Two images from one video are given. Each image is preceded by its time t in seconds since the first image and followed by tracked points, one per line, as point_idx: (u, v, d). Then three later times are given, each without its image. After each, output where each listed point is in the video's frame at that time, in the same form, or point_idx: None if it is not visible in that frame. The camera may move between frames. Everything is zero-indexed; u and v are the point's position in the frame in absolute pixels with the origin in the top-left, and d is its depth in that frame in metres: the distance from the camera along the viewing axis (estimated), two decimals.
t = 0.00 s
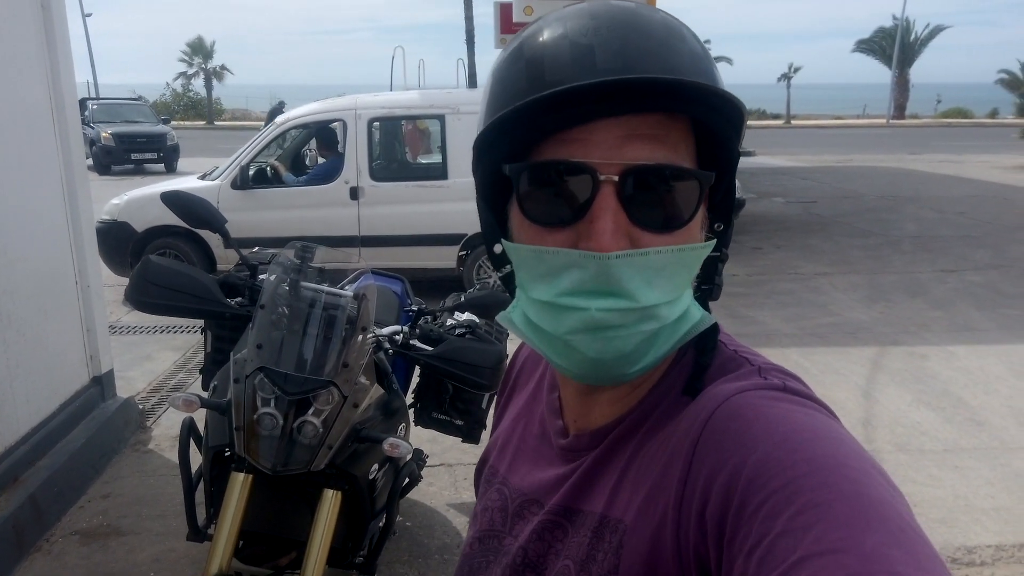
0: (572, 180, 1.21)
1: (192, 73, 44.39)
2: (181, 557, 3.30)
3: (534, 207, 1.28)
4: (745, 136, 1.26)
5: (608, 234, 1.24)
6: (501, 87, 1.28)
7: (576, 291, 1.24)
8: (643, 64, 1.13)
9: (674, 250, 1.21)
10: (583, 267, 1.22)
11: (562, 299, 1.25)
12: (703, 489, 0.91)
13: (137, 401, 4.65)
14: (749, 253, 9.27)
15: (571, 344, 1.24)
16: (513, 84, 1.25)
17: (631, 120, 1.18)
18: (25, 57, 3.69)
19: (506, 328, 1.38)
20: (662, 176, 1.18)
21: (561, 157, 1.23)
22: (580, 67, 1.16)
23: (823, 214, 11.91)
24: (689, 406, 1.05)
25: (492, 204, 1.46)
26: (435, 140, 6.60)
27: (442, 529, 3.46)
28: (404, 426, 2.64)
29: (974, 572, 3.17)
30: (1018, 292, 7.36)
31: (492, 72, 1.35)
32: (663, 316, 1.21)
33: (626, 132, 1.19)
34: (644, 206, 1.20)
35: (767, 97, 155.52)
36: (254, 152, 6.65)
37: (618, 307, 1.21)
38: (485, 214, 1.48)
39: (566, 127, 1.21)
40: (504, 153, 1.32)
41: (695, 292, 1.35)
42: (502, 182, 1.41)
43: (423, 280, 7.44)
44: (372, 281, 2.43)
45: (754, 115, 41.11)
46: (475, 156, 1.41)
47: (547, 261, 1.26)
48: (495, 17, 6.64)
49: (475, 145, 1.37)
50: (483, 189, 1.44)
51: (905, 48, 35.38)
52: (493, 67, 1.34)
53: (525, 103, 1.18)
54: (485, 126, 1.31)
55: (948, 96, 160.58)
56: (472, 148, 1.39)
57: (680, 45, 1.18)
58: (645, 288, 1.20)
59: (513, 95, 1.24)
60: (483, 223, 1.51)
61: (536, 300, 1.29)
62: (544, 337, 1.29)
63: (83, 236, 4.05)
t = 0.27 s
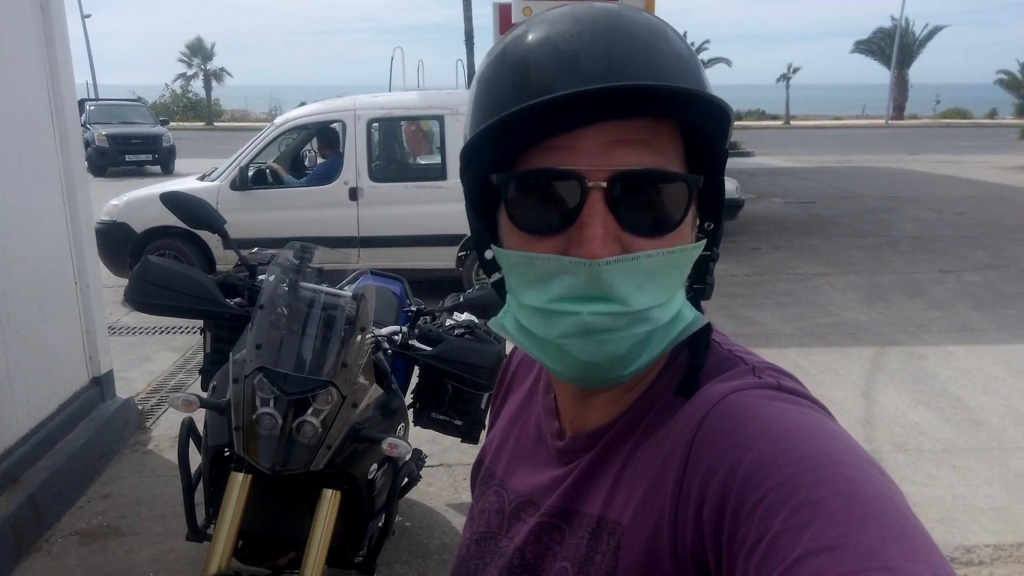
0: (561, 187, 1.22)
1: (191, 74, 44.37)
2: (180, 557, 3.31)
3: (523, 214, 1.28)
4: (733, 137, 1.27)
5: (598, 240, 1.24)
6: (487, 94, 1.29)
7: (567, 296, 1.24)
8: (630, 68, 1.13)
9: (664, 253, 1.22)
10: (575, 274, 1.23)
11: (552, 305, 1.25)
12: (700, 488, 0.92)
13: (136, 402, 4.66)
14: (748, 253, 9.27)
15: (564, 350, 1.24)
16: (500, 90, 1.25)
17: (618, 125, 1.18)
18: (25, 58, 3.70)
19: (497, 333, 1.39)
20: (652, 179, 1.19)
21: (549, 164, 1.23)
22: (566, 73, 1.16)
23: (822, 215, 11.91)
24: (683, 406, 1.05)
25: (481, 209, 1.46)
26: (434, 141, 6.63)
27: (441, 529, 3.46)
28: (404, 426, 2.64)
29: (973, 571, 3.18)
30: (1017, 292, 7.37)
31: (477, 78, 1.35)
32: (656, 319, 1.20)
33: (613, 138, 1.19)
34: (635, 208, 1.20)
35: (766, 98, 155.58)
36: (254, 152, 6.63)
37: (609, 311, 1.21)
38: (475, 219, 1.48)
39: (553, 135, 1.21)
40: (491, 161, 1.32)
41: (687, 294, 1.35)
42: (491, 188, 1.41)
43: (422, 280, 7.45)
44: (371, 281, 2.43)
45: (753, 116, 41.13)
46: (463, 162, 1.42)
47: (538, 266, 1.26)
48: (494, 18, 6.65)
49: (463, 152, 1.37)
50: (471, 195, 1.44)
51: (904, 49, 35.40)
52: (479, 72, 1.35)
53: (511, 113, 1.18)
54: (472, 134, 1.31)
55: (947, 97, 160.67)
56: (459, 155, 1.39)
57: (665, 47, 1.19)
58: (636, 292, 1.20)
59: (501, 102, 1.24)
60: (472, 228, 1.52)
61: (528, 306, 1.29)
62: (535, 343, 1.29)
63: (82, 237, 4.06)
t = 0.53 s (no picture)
0: (553, 188, 1.22)
1: (191, 74, 44.35)
2: (179, 557, 3.31)
3: (516, 215, 1.29)
4: (727, 138, 1.27)
5: (587, 243, 1.25)
6: (481, 95, 1.29)
7: (558, 299, 1.24)
8: (622, 70, 1.14)
9: (654, 254, 1.21)
10: (566, 275, 1.23)
11: (544, 307, 1.25)
12: (694, 487, 0.92)
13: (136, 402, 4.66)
14: (748, 253, 9.27)
15: (555, 351, 1.25)
16: (495, 90, 1.26)
17: (610, 127, 1.18)
18: (24, 57, 3.70)
19: (491, 333, 1.39)
20: (644, 180, 1.19)
21: (540, 166, 1.24)
22: (559, 74, 1.16)
23: (822, 215, 11.91)
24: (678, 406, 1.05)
25: (477, 209, 1.46)
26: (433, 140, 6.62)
27: (440, 529, 3.47)
28: (403, 425, 2.64)
29: (971, 571, 3.18)
30: (1016, 292, 7.37)
31: (471, 78, 1.36)
32: (646, 321, 1.21)
33: (604, 140, 1.19)
34: (627, 209, 1.20)
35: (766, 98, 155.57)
36: (253, 152, 6.63)
37: (599, 313, 1.21)
38: (470, 219, 1.49)
39: (546, 136, 1.21)
40: (484, 161, 1.33)
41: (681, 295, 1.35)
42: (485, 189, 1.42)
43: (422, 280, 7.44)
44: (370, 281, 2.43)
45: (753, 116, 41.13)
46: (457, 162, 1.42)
47: (528, 269, 1.26)
48: (494, 18, 6.65)
49: (456, 153, 1.38)
50: (466, 194, 1.45)
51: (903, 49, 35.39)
52: (473, 73, 1.35)
53: (503, 114, 1.19)
54: (465, 135, 1.32)
55: (947, 97, 160.70)
56: (453, 156, 1.40)
57: (658, 47, 1.19)
58: (626, 294, 1.20)
59: (495, 102, 1.24)
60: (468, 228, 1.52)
61: (519, 307, 1.29)
62: (529, 343, 1.29)
63: (81, 236, 4.06)
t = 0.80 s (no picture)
0: (554, 185, 1.22)
1: (190, 74, 44.34)
2: (179, 556, 3.31)
3: (516, 212, 1.29)
4: (728, 135, 1.27)
5: (589, 239, 1.24)
6: (481, 91, 1.29)
7: (560, 296, 1.24)
8: (623, 67, 1.14)
9: (655, 251, 1.21)
10: (566, 271, 1.22)
11: (545, 305, 1.25)
12: (695, 482, 0.92)
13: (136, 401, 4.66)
14: (748, 253, 9.26)
15: (556, 349, 1.25)
16: (495, 87, 1.26)
17: (611, 124, 1.18)
18: (24, 57, 3.70)
19: (492, 330, 1.39)
20: (645, 176, 1.20)
21: (540, 163, 1.24)
22: (559, 71, 1.16)
23: (822, 215, 11.90)
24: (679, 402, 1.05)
25: (477, 205, 1.46)
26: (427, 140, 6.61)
27: (440, 528, 3.47)
28: (403, 424, 2.64)
29: (971, 570, 3.18)
30: (1016, 292, 7.37)
31: (471, 74, 1.36)
32: (647, 319, 1.20)
33: (605, 137, 1.19)
34: (628, 206, 1.21)
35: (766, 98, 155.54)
36: (248, 152, 6.64)
37: (600, 311, 1.21)
38: (471, 216, 1.49)
39: (546, 133, 1.22)
40: (485, 158, 1.33)
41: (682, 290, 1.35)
42: (485, 186, 1.42)
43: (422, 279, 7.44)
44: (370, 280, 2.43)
45: (753, 116, 41.11)
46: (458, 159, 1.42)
47: (528, 267, 1.26)
48: (494, 17, 6.64)
49: (457, 150, 1.38)
50: (466, 191, 1.45)
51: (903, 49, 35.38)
52: (474, 68, 1.35)
53: (503, 112, 1.19)
54: (466, 132, 1.32)
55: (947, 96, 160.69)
56: (453, 153, 1.40)
57: (659, 43, 1.20)
58: (627, 292, 1.20)
59: (495, 100, 1.25)
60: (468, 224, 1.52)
61: (520, 305, 1.29)
62: (530, 341, 1.29)
63: (81, 236, 4.06)
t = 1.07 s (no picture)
0: (559, 185, 1.22)
1: (191, 73, 44.33)
2: (179, 555, 3.31)
3: (520, 213, 1.29)
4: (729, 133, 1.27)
5: (595, 239, 1.24)
6: (483, 92, 1.29)
7: (566, 297, 1.24)
8: (626, 66, 1.14)
9: (660, 251, 1.21)
10: (572, 272, 1.22)
11: (551, 306, 1.25)
12: (695, 478, 0.92)
13: (136, 400, 4.66)
14: (748, 253, 9.26)
15: (563, 350, 1.25)
16: (496, 87, 1.25)
17: (614, 124, 1.18)
18: (24, 56, 3.70)
19: (496, 331, 1.39)
20: (648, 175, 1.20)
21: (544, 164, 1.24)
22: (561, 71, 1.16)
23: (822, 215, 11.89)
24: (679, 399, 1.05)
25: (478, 206, 1.46)
26: (411, 140, 6.62)
27: (440, 527, 3.47)
28: (403, 423, 2.65)
29: (971, 570, 3.18)
30: (1016, 292, 7.37)
31: (472, 74, 1.36)
32: (653, 318, 1.20)
33: (608, 137, 1.19)
34: (631, 205, 1.21)
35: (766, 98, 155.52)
36: (231, 152, 6.66)
37: (607, 310, 1.21)
38: (472, 217, 1.49)
39: (549, 134, 1.21)
40: (486, 159, 1.32)
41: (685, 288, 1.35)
42: (487, 187, 1.41)
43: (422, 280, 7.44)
44: (369, 278, 2.42)
45: (753, 116, 41.10)
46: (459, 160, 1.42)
47: (533, 267, 1.25)
48: (494, 17, 6.64)
49: (458, 151, 1.37)
50: (467, 192, 1.44)
51: (903, 49, 35.36)
52: (473, 68, 1.35)
53: (506, 113, 1.19)
54: (468, 134, 1.31)
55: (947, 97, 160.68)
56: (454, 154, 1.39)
57: (659, 41, 1.20)
58: (633, 291, 1.20)
59: (497, 101, 1.24)
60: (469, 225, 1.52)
61: (526, 305, 1.29)
62: (535, 341, 1.29)
63: (81, 235, 4.06)
